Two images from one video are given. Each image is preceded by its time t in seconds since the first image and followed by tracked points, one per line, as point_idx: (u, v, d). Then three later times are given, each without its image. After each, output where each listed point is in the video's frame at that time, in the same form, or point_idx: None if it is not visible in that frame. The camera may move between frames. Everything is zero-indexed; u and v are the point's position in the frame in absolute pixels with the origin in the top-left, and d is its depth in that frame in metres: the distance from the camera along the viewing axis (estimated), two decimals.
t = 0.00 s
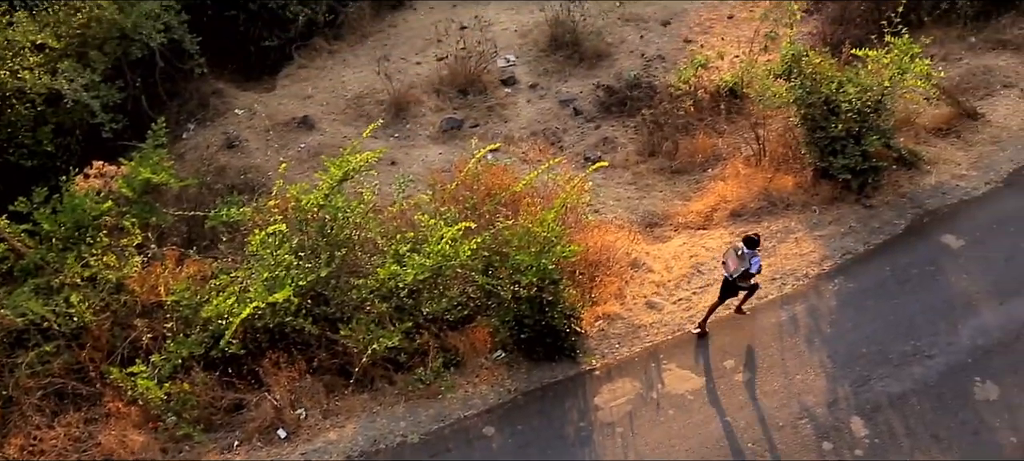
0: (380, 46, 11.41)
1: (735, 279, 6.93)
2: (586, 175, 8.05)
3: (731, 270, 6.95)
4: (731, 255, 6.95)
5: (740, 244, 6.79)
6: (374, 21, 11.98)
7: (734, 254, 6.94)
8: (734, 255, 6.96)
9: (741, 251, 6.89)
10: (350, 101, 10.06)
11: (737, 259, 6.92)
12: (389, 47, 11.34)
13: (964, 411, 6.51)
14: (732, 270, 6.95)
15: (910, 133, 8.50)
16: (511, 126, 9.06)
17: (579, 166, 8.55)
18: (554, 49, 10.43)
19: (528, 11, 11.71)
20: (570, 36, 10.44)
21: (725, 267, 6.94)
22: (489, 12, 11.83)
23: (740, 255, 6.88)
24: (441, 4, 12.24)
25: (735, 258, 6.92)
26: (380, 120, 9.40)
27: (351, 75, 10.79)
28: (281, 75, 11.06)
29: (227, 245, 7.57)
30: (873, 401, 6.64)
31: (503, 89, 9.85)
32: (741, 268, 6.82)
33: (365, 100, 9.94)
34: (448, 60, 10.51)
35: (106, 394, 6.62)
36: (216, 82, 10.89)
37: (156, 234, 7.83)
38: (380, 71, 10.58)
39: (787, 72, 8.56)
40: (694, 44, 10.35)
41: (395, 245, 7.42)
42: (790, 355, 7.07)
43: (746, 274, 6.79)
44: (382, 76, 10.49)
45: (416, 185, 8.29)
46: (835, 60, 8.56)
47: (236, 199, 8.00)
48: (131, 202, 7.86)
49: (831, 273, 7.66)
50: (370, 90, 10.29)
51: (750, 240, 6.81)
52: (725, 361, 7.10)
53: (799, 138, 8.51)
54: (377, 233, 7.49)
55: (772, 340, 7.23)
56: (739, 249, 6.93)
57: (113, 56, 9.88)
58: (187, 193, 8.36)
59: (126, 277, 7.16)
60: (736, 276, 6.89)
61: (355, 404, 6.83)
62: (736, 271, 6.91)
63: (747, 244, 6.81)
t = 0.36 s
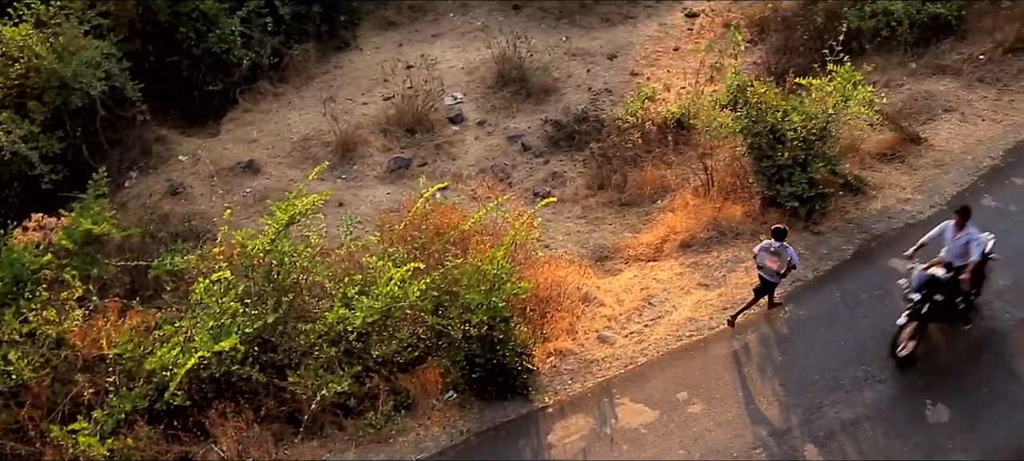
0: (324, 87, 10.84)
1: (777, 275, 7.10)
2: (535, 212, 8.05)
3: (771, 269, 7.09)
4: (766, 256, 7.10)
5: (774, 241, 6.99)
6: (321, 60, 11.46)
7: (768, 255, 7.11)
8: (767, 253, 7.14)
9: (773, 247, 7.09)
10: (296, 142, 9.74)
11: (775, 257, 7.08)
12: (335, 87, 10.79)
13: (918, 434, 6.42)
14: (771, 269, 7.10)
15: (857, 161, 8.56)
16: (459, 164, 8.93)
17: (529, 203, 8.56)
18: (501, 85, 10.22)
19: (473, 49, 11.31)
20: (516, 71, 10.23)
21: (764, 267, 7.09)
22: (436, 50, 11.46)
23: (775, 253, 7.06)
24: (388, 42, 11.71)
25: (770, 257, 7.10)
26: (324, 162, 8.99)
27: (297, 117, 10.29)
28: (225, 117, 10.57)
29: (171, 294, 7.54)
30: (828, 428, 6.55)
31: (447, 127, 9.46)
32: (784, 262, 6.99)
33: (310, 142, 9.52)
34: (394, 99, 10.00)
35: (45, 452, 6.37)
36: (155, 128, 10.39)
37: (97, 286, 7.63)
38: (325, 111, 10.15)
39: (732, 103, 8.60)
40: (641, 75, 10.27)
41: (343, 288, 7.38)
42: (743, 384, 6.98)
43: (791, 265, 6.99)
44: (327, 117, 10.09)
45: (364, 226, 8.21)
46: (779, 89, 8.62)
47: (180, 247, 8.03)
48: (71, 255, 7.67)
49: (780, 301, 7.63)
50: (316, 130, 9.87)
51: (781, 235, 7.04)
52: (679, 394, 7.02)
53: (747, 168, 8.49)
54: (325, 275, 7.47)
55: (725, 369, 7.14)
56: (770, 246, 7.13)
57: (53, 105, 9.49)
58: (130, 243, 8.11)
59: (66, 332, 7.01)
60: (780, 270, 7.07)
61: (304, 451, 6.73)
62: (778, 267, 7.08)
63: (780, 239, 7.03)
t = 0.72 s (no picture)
0: (278, 127, 9.55)
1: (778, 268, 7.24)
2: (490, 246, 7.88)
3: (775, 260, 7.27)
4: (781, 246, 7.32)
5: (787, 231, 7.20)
6: (272, 100, 10.12)
7: (781, 248, 7.31)
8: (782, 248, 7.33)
9: (788, 242, 7.27)
10: (247, 183, 8.70)
11: (786, 251, 7.25)
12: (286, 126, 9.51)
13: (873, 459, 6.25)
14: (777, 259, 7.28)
15: (810, 187, 8.40)
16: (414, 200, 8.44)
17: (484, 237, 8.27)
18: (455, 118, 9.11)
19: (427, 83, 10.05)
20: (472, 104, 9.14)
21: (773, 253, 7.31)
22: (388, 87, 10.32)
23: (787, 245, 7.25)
24: (340, 78, 10.34)
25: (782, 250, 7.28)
26: (275, 203, 8.49)
27: (250, 159, 9.04)
28: (173, 161, 9.34)
29: (121, 341, 7.32)
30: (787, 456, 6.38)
31: (402, 164, 8.66)
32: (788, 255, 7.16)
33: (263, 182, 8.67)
34: (347, 136, 9.03)
35: None
36: (105, 173, 9.15)
37: (43, 336, 7.27)
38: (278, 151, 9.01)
39: (686, 132, 8.20)
40: (594, 107, 9.25)
41: (297, 329, 7.24)
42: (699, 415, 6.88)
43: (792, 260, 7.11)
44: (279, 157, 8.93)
45: (318, 264, 8.11)
46: (731, 117, 8.42)
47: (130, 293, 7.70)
48: (15, 303, 7.32)
49: (737, 329, 7.41)
50: (268, 171, 8.79)
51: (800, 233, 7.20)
52: (637, 426, 6.92)
53: (701, 197, 8.33)
54: (278, 318, 7.37)
55: (681, 400, 7.04)
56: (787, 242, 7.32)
57: None
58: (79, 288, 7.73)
59: (12, 384, 6.76)
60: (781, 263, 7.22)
61: None
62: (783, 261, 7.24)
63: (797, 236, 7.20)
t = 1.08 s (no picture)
0: (236, 161, 9.11)
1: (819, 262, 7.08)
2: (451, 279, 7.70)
3: (818, 258, 7.07)
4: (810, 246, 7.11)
5: (816, 228, 7.02)
6: (230, 136, 9.43)
7: (811, 246, 7.10)
8: (808, 246, 7.12)
9: (815, 238, 7.10)
10: (205, 220, 8.54)
11: (820, 246, 7.09)
12: (246, 161, 9.07)
13: None
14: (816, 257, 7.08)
15: (769, 213, 8.10)
16: (374, 233, 8.39)
17: (445, 270, 8.16)
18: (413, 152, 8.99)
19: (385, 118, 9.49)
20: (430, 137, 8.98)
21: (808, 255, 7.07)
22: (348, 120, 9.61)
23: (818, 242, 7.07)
24: (298, 112, 9.72)
25: (813, 247, 7.10)
26: (233, 239, 8.31)
27: (207, 195, 8.79)
28: (130, 199, 8.74)
29: (75, 383, 6.91)
30: None
31: (363, 197, 8.70)
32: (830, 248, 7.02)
33: (221, 218, 8.52)
34: (306, 170, 8.87)
35: None
36: (59, 213, 8.54)
37: None
38: (236, 186, 8.78)
39: (644, 161, 7.98)
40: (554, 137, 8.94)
41: (254, 368, 6.70)
42: (663, 445, 6.42)
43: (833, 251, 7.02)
44: (237, 193, 8.74)
45: (278, 302, 7.88)
46: (689, 146, 8.13)
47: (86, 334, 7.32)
48: None
49: (698, 358, 7.04)
50: (226, 207, 8.63)
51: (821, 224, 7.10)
52: (599, 457, 6.44)
53: (661, 225, 8.01)
54: (237, 355, 6.75)
55: (645, 431, 6.55)
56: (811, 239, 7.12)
57: None
58: (32, 330, 7.42)
59: None
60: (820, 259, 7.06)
61: None
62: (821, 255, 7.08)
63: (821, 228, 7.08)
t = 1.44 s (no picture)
0: (202, 193, 9.05)
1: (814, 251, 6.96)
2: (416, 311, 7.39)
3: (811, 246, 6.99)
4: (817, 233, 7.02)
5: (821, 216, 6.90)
6: (196, 170, 9.30)
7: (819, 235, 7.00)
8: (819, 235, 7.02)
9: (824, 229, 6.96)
10: (170, 253, 8.45)
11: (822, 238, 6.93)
12: (211, 193, 9.01)
13: None
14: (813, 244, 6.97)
15: (734, 241, 7.80)
16: (341, 265, 8.30)
17: (411, 301, 8.00)
18: (380, 183, 8.97)
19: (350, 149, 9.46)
20: (398, 168, 8.97)
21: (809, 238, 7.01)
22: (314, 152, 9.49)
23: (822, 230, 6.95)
24: (265, 144, 9.58)
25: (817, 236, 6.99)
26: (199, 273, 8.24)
27: (172, 229, 8.72)
28: (94, 233, 8.67)
29: (36, 422, 6.73)
30: None
31: (329, 228, 8.65)
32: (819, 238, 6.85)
33: (186, 251, 8.44)
34: (272, 202, 8.82)
35: None
36: (22, 248, 8.36)
37: None
38: (201, 219, 8.75)
39: (610, 190, 7.74)
40: (521, 167, 8.97)
41: (220, 403, 6.36)
42: None
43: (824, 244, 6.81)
44: (202, 226, 8.69)
45: (243, 337, 7.65)
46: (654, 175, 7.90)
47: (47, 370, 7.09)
48: None
49: (663, 387, 6.71)
50: (191, 240, 8.56)
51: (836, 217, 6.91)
52: None
53: (628, 254, 7.71)
54: (201, 391, 6.44)
55: None
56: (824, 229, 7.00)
57: None
58: None
59: None
60: (815, 248, 6.92)
61: None
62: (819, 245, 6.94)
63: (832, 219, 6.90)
